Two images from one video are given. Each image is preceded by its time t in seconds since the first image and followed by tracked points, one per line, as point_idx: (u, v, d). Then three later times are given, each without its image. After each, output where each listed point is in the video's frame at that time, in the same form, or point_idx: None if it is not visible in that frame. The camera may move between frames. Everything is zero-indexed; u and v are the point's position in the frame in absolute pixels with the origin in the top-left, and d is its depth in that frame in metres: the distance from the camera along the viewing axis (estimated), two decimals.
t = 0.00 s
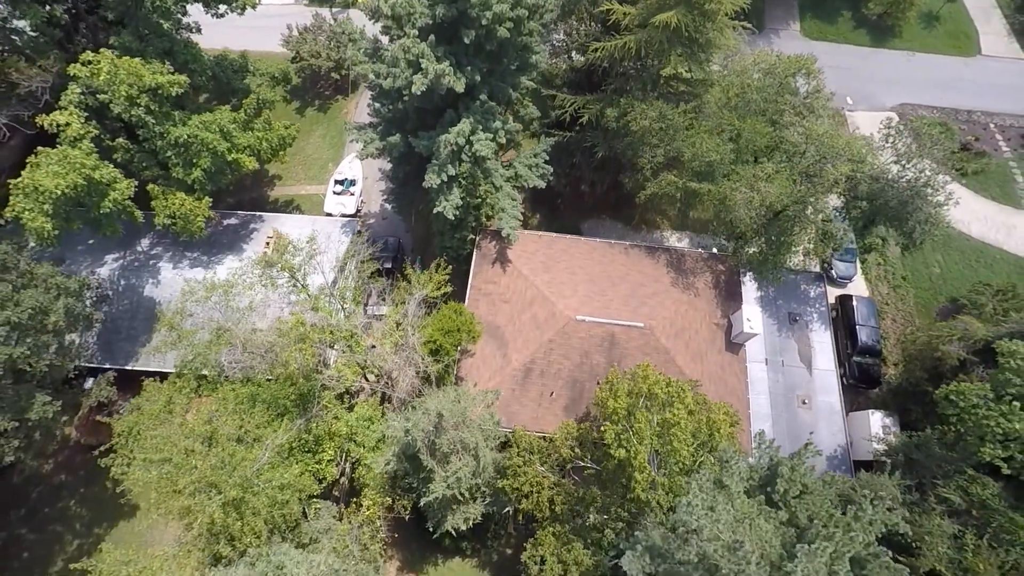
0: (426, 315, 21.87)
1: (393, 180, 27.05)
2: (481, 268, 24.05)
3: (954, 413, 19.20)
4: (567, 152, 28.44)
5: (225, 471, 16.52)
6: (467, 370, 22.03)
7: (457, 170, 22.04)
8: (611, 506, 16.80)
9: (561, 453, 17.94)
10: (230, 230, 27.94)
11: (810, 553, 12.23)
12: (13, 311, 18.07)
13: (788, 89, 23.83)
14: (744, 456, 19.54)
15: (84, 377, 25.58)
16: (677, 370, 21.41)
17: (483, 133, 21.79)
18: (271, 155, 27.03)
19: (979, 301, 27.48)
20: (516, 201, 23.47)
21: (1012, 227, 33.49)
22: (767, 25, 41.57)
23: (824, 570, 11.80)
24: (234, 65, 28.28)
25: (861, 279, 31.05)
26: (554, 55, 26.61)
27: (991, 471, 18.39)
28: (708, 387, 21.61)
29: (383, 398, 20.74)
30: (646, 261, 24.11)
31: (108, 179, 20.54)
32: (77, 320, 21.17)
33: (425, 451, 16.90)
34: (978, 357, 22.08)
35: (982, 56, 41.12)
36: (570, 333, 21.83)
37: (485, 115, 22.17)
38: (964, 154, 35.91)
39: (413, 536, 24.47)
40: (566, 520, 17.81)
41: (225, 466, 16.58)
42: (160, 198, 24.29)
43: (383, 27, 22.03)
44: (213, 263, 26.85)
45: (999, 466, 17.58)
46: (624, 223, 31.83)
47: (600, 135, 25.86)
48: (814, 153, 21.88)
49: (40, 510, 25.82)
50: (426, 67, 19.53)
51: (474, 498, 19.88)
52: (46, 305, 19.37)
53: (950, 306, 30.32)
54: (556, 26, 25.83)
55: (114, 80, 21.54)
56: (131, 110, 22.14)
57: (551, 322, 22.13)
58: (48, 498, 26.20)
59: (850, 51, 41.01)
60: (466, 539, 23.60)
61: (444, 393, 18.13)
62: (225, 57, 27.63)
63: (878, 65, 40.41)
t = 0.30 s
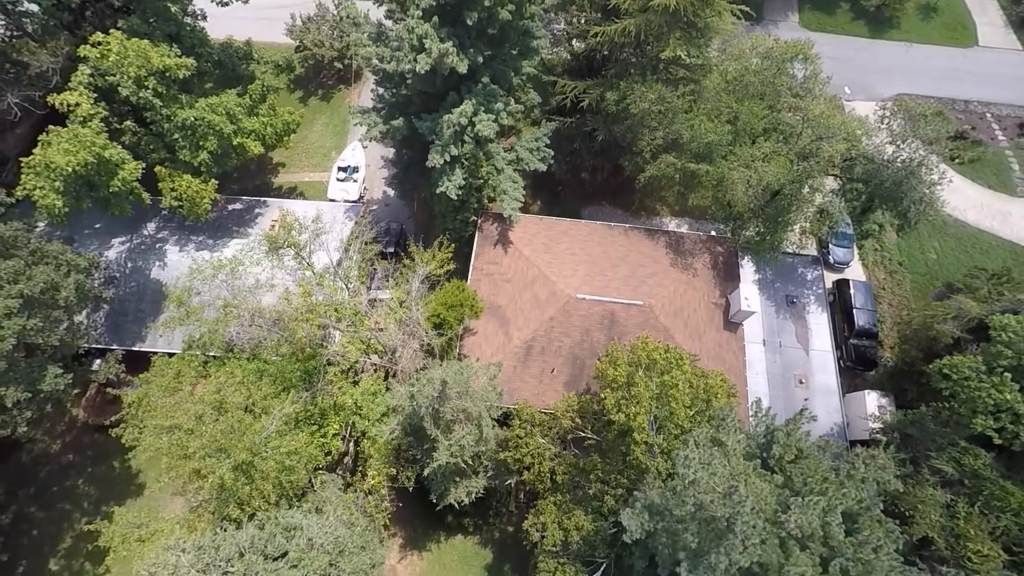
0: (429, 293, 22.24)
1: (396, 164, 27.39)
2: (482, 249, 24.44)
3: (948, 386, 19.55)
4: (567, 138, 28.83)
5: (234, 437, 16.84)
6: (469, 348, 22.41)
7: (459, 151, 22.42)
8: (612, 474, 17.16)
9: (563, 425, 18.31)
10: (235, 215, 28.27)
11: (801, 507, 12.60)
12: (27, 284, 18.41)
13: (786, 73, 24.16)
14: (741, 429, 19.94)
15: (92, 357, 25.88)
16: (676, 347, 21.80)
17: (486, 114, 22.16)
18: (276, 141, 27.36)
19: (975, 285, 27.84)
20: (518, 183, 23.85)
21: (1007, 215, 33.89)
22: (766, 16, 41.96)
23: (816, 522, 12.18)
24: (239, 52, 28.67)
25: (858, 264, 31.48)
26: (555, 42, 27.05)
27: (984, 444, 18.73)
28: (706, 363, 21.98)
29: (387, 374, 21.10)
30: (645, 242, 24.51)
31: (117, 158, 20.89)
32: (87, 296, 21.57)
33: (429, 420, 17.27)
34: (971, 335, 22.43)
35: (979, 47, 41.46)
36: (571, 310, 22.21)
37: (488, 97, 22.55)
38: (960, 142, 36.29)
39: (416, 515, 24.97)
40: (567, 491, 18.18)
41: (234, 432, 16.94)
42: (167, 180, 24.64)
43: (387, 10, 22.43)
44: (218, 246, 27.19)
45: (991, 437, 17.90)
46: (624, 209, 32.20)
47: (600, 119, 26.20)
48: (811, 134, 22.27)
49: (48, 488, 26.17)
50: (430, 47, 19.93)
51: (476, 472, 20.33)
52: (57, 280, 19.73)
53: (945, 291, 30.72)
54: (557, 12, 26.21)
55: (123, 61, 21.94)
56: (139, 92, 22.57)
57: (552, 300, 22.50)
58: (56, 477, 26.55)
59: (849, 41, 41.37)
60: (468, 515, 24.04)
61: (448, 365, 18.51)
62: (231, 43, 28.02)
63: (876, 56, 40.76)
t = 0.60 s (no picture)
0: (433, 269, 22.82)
1: (400, 148, 27.86)
2: (484, 229, 24.88)
3: (940, 357, 19.97)
4: (568, 122, 29.24)
5: (244, 401, 17.23)
6: (472, 323, 22.84)
7: (462, 130, 22.87)
8: (611, 441, 17.56)
9: (563, 394, 18.74)
10: (240, 198, 28.63)
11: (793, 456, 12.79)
12: (40, 256, 18.79)
13: (783, 55, 24.51)
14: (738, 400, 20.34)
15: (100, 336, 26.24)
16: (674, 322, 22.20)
17: (487, 93, 22.57)
18: (281, 125, 27.74)
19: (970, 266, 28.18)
20: (519, 163, 24.28)
21: (1003, 200, 34.26)
22: (765, 6, 42.42)
23: (809, 470, 12.30)
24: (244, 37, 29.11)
25: (854, 248, 31.94)
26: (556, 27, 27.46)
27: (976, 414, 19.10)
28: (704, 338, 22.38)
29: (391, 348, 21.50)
30: (645, 222, 24.91)
31: (127, 135, 21.32)
32: (97, 272, 21.98)
33: (433, 387, 17.67)
34: (964, 312, 22.98)
35: (975, 37, 41.84)
36: (571, 287, 22.63)
37: (490, 77, 22.99)
38: (957, 130, 36.67)
39: (419, 490, 25.41)
40: (568, 458, 18.61)
41: (244, 395, 17.32)
42: (174, 160, 25.09)
43: None
44: (224, 229, 27.58)
45: (982, 405, 18.30)
46: (623, 194, 32.58)
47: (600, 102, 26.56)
48: (806, 114, 22.74)
49: (57, 466, 26.51)
50: (434, 25, 20.52)
51: (477, 443, 20.79)
52: (69, 254, 20.15)
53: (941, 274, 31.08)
54: None
55: (133, 42, 22.75)
56: (147, 74, 23.17)
57: (553, 277, 22.94)
58: (64, 455, 26.90)
59: (847, 30, 41.79)
60: (470, 489, 24.46)
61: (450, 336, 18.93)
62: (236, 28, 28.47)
63: (874, 46, 41.16)
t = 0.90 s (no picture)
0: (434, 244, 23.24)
1: (403, 129, 28.28)
2: (486, 207, 25.34)
3: (929, 326, 20.27)
4: (568, 105, 29.67)
5: (254, 361, 17.66)
6: (473, 298, 23.31)
7: (464, 108, 23.32)
8: (610, 405, 18.02)
9: (563, 362, 19.25)
10: (246, 180, 29.02)
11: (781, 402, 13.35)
12: (53, 226, 19.27)
13: (779, 36, 24.96)
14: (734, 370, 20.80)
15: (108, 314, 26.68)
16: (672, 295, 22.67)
17: (489, 72, 23.01)
18: (286, 108, 28.19)
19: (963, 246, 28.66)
20: (520, 143, 24.69)
21: (998, 184, 34.67)
22: None
23: (800, 418, 12.76)
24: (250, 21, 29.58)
25: (850, 230, 32.43)
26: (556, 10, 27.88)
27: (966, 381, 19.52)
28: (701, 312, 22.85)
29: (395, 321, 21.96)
30: (643, 200, 25.36)
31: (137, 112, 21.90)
32: (107, 246, 22.41)
33: (437, 353, 18.12)
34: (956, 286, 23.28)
35: (972, 24, 42.20)
36: (571, 262, 23.10)
37: (491, 57, 23.44)
38: (953, 115, 37.06)
39: (422, 464, 25.84)
40: (568, 424, 19.10)
41: (253, 357, 17.77)
42: (182, 140, 25.57)
43: None
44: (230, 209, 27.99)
45: (971, 371, 18.68)
46: (623, 178, 32.97)
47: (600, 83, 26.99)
48: (801, 92, 23.25)
49: (66, 442, 26.90)
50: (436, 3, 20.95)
51: (478, 415, 21.30)
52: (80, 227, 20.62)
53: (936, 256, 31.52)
54: None
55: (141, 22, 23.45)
56: (155, 54, 23.73)
57: (553, 252, 23.42)
58: (73, 431, 27.29)
59: (844, 18, 42.22)
60: (471, 462, 24.91)
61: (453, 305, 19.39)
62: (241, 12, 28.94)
63: (871, 33, 41.54)
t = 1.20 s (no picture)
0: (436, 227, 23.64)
1: (405, 117, 28.73)
2: (486, 192, 25.77)
3: (922, 303, 20.76)
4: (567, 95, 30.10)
5: (261, 334, 18.11)
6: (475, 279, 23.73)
7: (465, 93, 23.81)
8: (607, 378, 18.47)
9: (563, 337, 19.63)
10: (250, 168, 29.40)
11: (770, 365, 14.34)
12: (65, 206, 19.77)
13: (774, 23, 25.42)
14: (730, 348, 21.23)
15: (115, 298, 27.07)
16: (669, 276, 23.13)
17: (489, 57, 23.48)
18: (289, 97, 28.61)
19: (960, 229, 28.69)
20: (520, 129, 25.18)
21: (991, 173, 35.09)
22: None
23: (791, 379, 13.29)
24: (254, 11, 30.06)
25: (846, 218, 32.84)
26: None
27: (958, 356, 19.87)
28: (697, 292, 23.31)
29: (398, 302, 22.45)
30: (641, 185, 25.81)
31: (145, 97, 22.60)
32: (116, 228, 22.86)
33: (440, 329, 18.54)
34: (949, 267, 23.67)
35: (966, 17, 42.63)
36: (570, 244, 23.54)
37: (491, 43, 23.93)
38: (947, 105, 37.48)
39: (424, 445, 26.18)
40: (567, 399, 19.54)
41: (260, 330, 18.24)
42: (188, 127, 26.04)
43: None
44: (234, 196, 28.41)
45: (963, 346, 19.05)
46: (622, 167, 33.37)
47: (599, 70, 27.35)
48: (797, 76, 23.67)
49: (74, 425, 27.20)
50: None
51: (480, 394, 21.69)
52: (90, 208, 21.07)
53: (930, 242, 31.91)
54: None
55: (149, 10, 24.28)
56: (162, 41, 24.41)
57: (553, 234, 23.87)
58: (80, 415, 27.57)
59: (840, 11, 42.71)
60: (473, 442, 25.29)
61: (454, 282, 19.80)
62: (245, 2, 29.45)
63: (866, 25, 41.99)
